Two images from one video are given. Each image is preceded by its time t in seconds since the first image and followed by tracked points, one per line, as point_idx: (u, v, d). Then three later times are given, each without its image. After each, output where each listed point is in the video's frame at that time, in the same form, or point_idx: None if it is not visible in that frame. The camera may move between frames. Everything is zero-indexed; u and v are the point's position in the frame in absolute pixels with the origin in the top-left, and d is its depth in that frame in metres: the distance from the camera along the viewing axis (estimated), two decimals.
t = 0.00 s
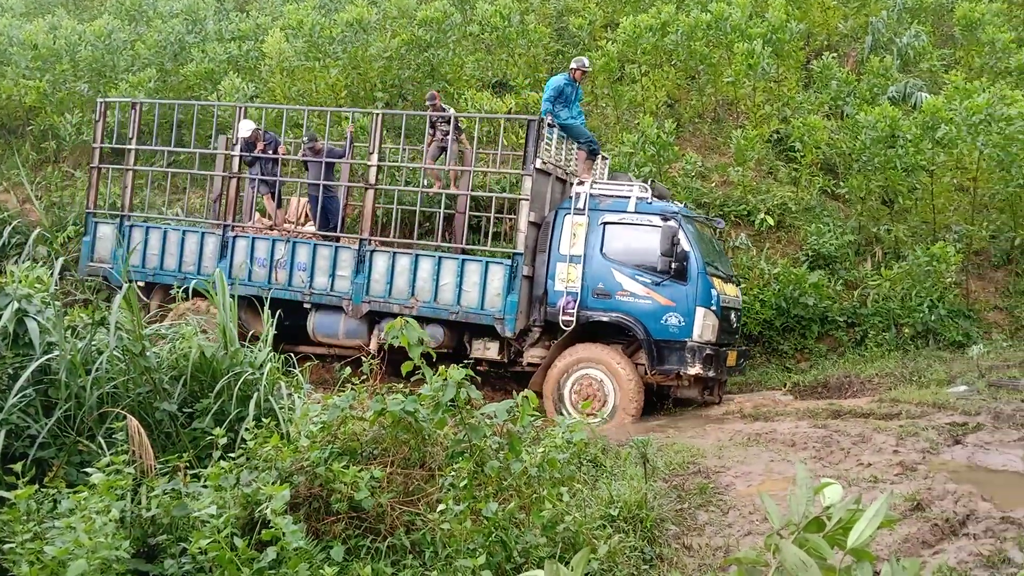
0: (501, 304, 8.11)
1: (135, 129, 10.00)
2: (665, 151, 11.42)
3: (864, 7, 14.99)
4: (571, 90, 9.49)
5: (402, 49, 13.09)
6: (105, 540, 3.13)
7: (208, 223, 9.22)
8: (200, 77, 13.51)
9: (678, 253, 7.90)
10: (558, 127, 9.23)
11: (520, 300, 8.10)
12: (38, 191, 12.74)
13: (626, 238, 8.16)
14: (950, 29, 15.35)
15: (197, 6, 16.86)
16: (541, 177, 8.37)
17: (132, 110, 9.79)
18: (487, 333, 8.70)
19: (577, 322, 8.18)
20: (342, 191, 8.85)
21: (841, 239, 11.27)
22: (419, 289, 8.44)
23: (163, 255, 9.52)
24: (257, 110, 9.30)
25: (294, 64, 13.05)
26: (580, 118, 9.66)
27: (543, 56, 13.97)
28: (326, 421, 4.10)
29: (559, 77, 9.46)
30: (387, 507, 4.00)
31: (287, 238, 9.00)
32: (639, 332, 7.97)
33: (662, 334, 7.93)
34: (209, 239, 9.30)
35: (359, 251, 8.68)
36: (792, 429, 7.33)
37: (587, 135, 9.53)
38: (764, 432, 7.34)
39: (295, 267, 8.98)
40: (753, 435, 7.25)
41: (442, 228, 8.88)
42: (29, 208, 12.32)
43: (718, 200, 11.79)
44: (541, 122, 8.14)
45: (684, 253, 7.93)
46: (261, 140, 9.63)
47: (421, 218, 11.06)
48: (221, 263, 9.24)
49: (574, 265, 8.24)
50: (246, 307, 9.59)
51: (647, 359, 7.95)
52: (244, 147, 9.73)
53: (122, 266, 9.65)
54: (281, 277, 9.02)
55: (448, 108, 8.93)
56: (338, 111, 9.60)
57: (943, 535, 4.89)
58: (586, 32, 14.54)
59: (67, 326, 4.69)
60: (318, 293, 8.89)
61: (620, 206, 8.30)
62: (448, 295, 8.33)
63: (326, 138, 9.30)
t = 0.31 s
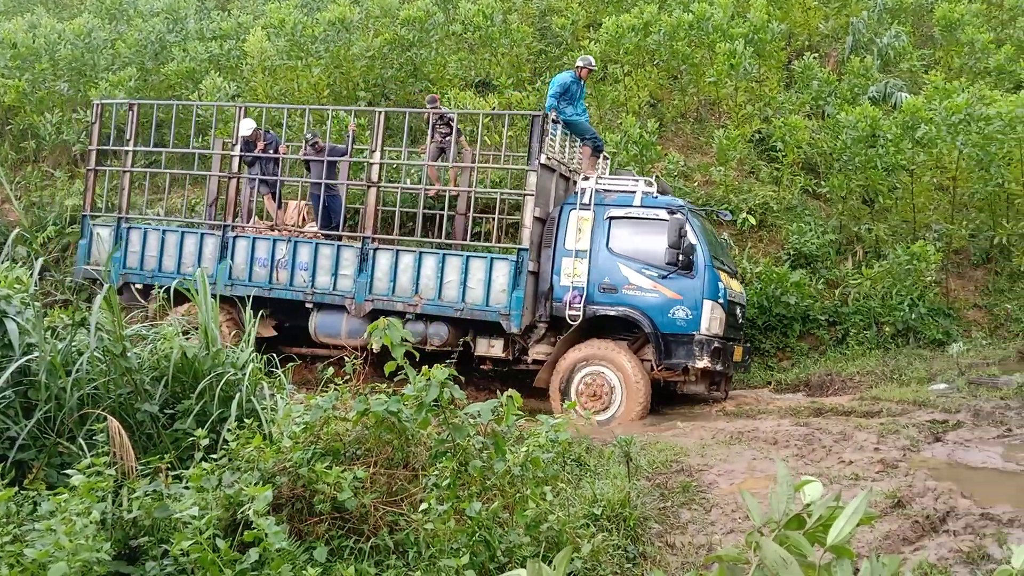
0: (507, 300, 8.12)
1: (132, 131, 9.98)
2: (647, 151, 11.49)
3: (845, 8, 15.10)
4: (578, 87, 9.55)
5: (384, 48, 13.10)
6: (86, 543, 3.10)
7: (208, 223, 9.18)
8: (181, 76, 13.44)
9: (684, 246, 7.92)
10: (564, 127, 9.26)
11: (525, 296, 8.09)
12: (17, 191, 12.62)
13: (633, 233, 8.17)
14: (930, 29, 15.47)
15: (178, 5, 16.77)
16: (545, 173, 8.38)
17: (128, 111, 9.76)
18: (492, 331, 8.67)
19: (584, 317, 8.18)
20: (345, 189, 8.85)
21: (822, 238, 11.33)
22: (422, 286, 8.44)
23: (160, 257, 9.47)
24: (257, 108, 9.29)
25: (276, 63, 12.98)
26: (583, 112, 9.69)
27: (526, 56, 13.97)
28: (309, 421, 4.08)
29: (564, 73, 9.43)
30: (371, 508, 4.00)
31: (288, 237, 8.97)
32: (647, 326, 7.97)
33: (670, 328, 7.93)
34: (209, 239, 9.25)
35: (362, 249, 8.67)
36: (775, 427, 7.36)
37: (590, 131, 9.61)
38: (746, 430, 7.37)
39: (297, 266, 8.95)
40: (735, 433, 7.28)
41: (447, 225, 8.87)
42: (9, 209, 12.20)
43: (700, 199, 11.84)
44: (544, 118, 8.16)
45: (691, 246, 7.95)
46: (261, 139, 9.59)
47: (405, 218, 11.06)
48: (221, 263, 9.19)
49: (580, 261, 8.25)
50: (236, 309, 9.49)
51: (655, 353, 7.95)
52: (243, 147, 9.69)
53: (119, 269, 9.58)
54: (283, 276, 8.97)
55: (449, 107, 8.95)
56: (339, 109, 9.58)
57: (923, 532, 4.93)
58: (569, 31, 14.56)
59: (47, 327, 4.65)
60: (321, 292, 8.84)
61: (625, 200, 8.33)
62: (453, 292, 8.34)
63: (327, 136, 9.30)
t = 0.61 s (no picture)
0: (513, 300, 8.10)
1: (126, 132, 9.87)
2: (632, 150, 11.54)
3: (828, 8, 15.19)
4: (581, 84, 9.54)
5: (369, 48, 13.04)
6: (68, 545, 3.08)
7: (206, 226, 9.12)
8: (164, 76, 13.36)
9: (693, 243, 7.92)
10: (568, 124, 9.29)
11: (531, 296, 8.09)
12: None
13: (639, 231, 8.17)
14: (913, 29, 15.54)
15: (161, 4, 16.68)
16: (550, 171, 8.36)
17: (123, 113, 9.72)
18: (497, 331, 8.64)
19: (591, 316, 8.19)
20: (347, 188, 8.81)
21: (806, 237, 11.36)
22: (426, 287, 8.41)
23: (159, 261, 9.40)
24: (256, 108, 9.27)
25: (260, 62, 12.92)
26: (587, 107, 9.72)
27: (511, 56, 13.96)
28: (294, 422, 4.07)
29: (569, 70, 9.46)
30: (355, 509, 3.99)
31: (289, 239, 8.93)
32: (655, 325, 7.97)
33: (678, 326, 7.93)
34: (207, 242, 9.18)
35: (364, 251, 8.63)
36: (759, 426, 7.39)
37: (594, 127, 9.65)
38: (731, 429, 7.40)
39: (298, 269, 8.89)
40: (720, 432, 7.30)
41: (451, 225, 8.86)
42: None
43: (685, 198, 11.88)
44: (549, 117, 8.15)
45: (699, 244, 7.96)
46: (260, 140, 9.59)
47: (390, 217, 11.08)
48: (220, 266, 9.13)
49: (587, 259, 8.26)
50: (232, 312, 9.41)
51: (663, 352, 7.95)
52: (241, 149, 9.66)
53: (116, 273, 9.52)
54: (284, 278, 8.92)
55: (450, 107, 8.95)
56: (339, 108, 9.52)
57: (907, 530, 4.96)
58: (554, 31, 14.56)
59: (29, 328, 4.62)
60: (323, 294, 8.80)
61: (632, 198, 8.32)
62: (458, 293, 8.31)
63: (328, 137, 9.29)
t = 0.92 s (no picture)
0: (517, 300, 8.10)
1: (118, 134, 9.71)
2: (617, 149, 11.58)
3: (811, 8, 15.28)
4: (582, 80, 9.42)
5: (354, 47, 13.13)
6: (51, 548, 3.06)
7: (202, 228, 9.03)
8: (147, 75, 13.29)
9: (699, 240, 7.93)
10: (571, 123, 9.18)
11: (536, 296, 8.08)
12: None
13: (644, 228, 8.16)
14: (895, 29, 15.63)
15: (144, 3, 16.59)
16: (552, 169, 8.31)
17: (114, 114, 9.65)
18: (502, 330, 8.65)
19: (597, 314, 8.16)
20: (346, 188, 8.80)
21: (790, 236, 11.38)
22: (429, 288, 8.38)
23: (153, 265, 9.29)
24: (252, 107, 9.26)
25: (244, 62, 12.85)
26: (589, 101, 9.57)
27: (496, 55, 13.95)
28: (278, 423, 4.05)
29: (570, 66, 9.29)
30: (341, 509, 3.98)
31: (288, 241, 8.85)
32: (662, 322, 7.97)
33: (686, 324, 7.95)
34: (203, 244, 9.07)
35: (364, 252, 8.57)
36: (744, 424, 7.42)
37: (597, 124, 9.53)
38: (716, 427, 7.42)
39: (297, 270, 8.83)
40: (706, 430, 7.32)
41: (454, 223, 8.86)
42: None
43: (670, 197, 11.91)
44: (550, 113, 8.11)
45: (705, 240, 7.97)
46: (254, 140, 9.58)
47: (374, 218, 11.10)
48: (218, 269, 9.05)
49: (591, 257, 8.21)
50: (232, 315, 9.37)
51: (671, 350, 7.97)
52: (236, 150, 9.69)
53: (109, 277, 9.40)
54: (284, 280, 8.85)
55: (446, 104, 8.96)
56: (336, 107, 9.42)
57: (890, 527, 4.99)
58: (539, 31, 14.57)
59: (11, 329, 4.58)
60: (324, 296, 8.74)
61: (636, 195, 8.32)
62: (461, 293, 8.29)
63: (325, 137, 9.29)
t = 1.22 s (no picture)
0: (519, 299, 8.05)
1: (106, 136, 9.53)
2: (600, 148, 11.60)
3: (793, 8, 15.36)
4: (581, 73, 9.50)
5: (336, 46, 13.13)
6: (29, 550, 3.03)
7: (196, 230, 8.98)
8: (127, 74, 13.21)
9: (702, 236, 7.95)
10: (569, 116, 9.27)
11: (538, 295, 8.03)
12: None
13: (646, 224, 8.16)
14: (876, 29, 15.71)
15: (124, 1, 16.48)
16: (552, 166, 8.26)
17: (101, 115, 9.49)
18: (502, 329, 8.59)
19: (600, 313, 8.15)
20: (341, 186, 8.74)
21: (772, 235, 11.37)
22: (429, 288, 8.34)
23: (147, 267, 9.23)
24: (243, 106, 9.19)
25: (225, 61, 12.71)
26: (587, 95, 9.64)
27: (479, 54, 13.94)
28: (260, 423, 4.03)
29: (567, 59, 9.35)
30: (324, 509, 3.98)
31: (283, 243, 8.79)
32: (666, 319, 7.98)
33: (690, 321, 7.96)
34: (197, 246, 9.03)
35: (362, 252, 8.52)
36: (727, 422, 7.44)
37: (594, 118, 9.60)
38: (700, 425, 7.44)
39: (294, 272, 8.76)
40: (689, 428, 7.34)
41: (451, 221, 8.80)
42: None
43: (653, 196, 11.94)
44: (549, 110, 8.06)
45: (708, 236, 7.99)
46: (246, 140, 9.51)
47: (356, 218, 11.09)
48: (212, 271, 9.00)
49: (593, 254, 8.19)
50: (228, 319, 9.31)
51: (675, 347, 7.98)
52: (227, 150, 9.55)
53: (102, 280, 9.34)
54: (280, 282, 8.79)
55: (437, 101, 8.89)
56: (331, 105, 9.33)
57: (871, 524, 5.03)
58: (522, 30, 14.58)
59: None
60: (321, 298, 8.69)
61: (637, 190, 8.31)
62: (461, 293, 8.24)
63: (319, 134, 9.24)
